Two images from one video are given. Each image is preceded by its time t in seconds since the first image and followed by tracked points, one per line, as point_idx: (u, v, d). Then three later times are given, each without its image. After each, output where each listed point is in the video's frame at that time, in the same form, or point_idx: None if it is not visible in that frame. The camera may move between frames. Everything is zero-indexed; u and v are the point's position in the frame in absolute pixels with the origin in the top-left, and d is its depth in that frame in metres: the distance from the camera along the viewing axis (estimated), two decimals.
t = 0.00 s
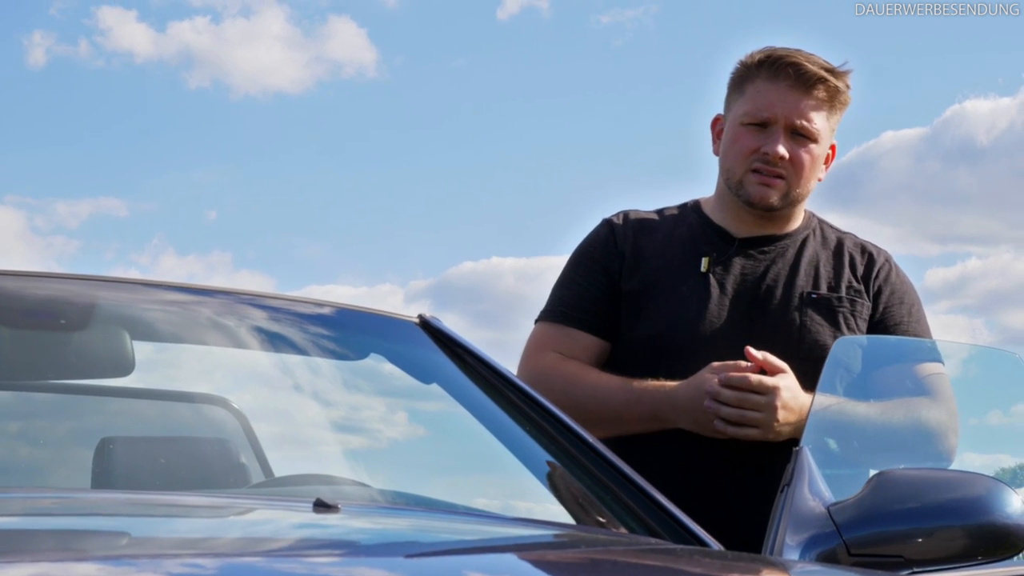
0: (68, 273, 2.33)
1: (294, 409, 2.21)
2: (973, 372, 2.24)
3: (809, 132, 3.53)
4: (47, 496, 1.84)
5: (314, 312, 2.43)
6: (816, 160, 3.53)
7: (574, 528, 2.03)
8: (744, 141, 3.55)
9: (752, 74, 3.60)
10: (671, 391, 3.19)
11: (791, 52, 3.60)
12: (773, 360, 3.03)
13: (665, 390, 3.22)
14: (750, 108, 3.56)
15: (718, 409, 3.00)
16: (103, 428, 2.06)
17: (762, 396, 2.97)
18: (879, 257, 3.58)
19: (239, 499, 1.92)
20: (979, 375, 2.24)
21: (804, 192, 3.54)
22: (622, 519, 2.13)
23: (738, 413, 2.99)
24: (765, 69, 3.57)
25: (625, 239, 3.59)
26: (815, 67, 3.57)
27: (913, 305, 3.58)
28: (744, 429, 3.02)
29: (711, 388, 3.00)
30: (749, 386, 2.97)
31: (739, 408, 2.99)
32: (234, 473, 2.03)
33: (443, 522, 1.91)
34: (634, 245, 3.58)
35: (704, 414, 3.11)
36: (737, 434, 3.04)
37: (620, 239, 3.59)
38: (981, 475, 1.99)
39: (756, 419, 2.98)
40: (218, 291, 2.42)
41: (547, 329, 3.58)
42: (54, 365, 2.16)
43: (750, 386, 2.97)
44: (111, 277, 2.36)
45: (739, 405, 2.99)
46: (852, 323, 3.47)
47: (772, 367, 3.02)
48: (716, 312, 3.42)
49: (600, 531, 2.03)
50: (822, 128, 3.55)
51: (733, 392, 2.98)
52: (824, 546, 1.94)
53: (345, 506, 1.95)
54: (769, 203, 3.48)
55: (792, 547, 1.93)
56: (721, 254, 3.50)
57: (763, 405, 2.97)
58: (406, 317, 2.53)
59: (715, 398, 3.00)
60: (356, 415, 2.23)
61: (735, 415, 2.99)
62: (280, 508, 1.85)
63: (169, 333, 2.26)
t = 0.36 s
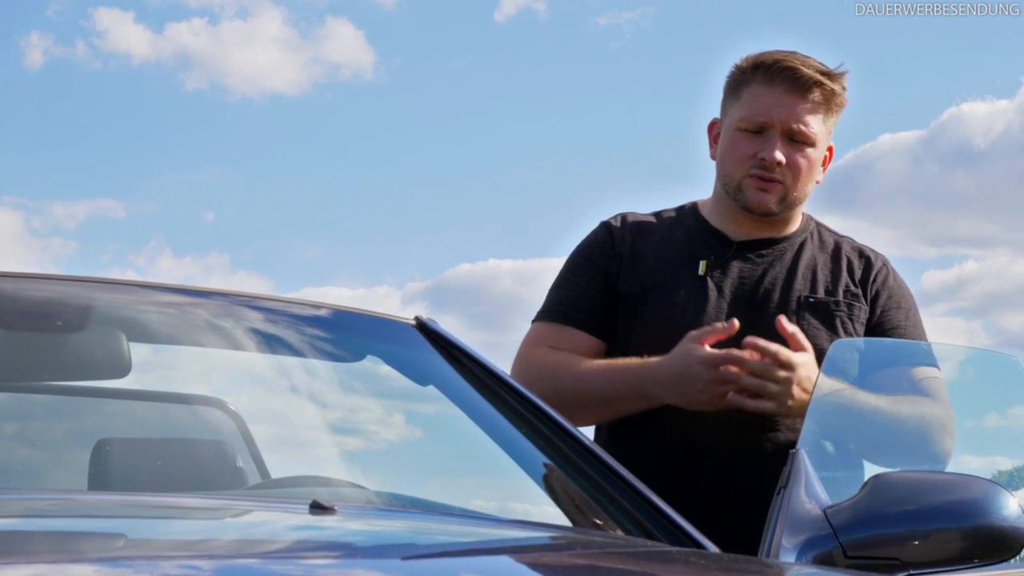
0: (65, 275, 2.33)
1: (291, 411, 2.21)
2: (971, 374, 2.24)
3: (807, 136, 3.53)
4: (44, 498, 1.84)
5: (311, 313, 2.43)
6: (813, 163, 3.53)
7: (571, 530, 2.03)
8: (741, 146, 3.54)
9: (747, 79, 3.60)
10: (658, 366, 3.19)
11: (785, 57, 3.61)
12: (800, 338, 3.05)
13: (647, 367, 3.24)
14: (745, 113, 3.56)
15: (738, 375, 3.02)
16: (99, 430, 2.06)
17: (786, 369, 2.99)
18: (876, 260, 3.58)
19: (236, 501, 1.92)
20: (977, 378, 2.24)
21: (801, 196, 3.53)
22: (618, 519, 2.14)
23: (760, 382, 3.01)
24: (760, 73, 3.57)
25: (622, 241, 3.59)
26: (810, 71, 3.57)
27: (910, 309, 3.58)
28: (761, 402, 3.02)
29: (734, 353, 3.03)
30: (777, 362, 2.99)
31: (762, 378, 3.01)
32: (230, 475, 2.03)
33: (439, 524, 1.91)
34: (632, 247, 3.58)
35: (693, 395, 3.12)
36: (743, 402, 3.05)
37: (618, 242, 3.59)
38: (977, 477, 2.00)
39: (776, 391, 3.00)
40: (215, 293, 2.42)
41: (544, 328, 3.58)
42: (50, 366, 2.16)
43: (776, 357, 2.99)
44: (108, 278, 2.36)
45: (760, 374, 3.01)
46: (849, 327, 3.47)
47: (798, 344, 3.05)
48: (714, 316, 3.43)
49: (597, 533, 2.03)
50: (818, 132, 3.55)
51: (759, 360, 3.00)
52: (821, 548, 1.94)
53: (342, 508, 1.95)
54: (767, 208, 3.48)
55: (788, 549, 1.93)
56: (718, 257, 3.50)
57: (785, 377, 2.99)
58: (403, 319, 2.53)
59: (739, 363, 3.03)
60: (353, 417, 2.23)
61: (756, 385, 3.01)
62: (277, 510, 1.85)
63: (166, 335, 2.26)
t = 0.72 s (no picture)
0: (64, 274, 2.33)
1: (291, 410, 2.21)
2: (971, 375, 2.25)
3: (800, 126, 3.53)
4: (44, 497, 1.84)
5: (311, 313, 2.43)
6: (808, 154, 3.53)
7: (571, 529, 2.03)
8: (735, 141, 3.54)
9: (737, 74, 3.60)
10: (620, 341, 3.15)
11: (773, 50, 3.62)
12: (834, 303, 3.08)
13: (610, 346, 3.21)
14: (738, 108, 3.56)
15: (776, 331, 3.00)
16: (99, 429, 2.06)
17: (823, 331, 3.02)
18: (873, 255, 3.58)
19: (236, 500, 1.92)
20: (977, 378, 2.24)
21: (798, 188, 3.54)
22: (616, 518, 2.14)
23: (797, 338, 3.00)
24: (749, 67, 3.58)
25: (619, 240, 3.58)
26: (799, 62, 3.58)
27: (908, 301, 3.57)
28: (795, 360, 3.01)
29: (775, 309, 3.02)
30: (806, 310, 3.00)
31: (799, 335, 3.00)
32: (230, 474, 2.03)
33: (439, 523, 1.91)
34: (629, 245, 3.57)
35: (652, 362, 3.06)
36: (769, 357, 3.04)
37: (615, 241, 3.59)
38: (977, 476, 2.00)
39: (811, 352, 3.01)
40: (215, 292, 2.42)
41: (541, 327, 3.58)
42: (49, 365, 2.16)
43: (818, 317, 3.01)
44: (108, 277, 2.36)
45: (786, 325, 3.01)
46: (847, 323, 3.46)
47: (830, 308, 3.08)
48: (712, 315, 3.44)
49: (596, 533, 2.03)
50: (811, 122, 3.55)
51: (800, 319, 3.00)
52: (821, 547, 1.94)
53: (342, 507, 1.95)
54: (764, 202, 3.48)
55: (788, 548, 1.93)
56: (714, 256, 3.50)
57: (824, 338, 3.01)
58: (403, 318, 2.53)
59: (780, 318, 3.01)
60: (353, 416, 2.23)
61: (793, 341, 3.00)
62: (277, 509, 1.85)
63: (166, 334, 2.26)
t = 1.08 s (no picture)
0: (63, 277, 2.33)
1: (291, 413, 2.21)
2: (971, 377, 2.24)
3: (795, 133, 3.53)
4: (44, 500, 1.84)
5: (310, 316, 2.43)
6: (803, 160, 3.54)
7: (570, 533, 2.03)
8: (731, 150, 3.55)
9: (730, 81, 3.60)
10: (651, 389, 3.19)
11: (765, 54, 3.61)
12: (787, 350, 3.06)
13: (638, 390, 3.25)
14: (733, 116, 3.56)
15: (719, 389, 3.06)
16: (99, 432, 2.06)
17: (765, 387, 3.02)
18: (872, 257, 3.57)
19: (235, 503, 1.92)
20: (977, 380, 2.24)
21: (795, 194, 3.54)
22: (615, 520, 2.14)
23: (736, 397, 3.04)
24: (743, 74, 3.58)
25: (615, 246, 3.59)
26: (792, 66, 3.58)
27: (907, 305, 3.57)
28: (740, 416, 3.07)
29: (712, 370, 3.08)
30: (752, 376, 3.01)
31: (737, 394, 3.04)
32: (230, 477, 2.03)
33: (438, 527, 1.91)
34: (625, 251, 3.58)
35: (685, 418, 3.15)
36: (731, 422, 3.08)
37: (610, 248, 3.60)
38: (978, 479, 2.00)
39: (755, 408, 3.03)
40: (214, 295, 2.42)
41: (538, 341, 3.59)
42: (49, 367, 2.16)
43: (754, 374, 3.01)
44: (107, 280, 2.36)
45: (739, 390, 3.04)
46: (845, 327, 3.46)
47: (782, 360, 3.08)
48: (708, 316, 3.43)
49: (596, 535, 2.03)
50: (805, 127, 3.56)
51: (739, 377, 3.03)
52: (820, 550, 1.94)
53: (341, 510, 1.95)
54: (762, 211, 3.48)
55: (788, 551, 1.93)
56: (711, 258, 3.50)
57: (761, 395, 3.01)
58: (402, 321, 2.53)
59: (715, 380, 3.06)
60: (352, 418, 2.23)
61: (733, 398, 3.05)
62: (276, 513, 1.84)
63: (165, 338, 2.27)
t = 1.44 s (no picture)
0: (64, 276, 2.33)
1: (292, 411, 2.21)
2: (973, 375, 2.24)
3: (794, 126, 3.52)
4: (46, 498, 1.84)
5: (312, 314, 2.43)
6: (804, 154, 3.53)
7: (571, 530, 2.03)
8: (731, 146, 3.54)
9: (728, 78, 3.60)
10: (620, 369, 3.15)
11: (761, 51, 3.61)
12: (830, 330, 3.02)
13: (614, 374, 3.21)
14: (731, 113, 3.56)
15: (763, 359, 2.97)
16: (100, 431, 2.06)
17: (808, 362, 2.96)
18: (875, 255, 3.57)
19: (236, 501, 1.92)
20: (979, 378, 2.24)
21: (796, 188, 3.53)
22: (616, 516, 2.14)
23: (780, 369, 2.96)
24: (739, 71, 3.58)
25: (617, 243, 3.59)
26: (788, 62, 3.58)
27: (911, 303, 3.57)
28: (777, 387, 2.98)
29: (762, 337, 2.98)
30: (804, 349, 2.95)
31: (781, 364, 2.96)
32: (232, 475, 2.04)
33: (440, 525, 1.91)
34: (627, 248, 3.58)
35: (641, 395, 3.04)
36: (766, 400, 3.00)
37: (612, 244, 3.60)
38: (980, 477, 1.99)
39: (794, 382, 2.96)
40: (216, 293, 2.42)
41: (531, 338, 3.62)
42: (51, 366, 2.16)
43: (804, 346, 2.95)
44: (109, 279, 2.36)
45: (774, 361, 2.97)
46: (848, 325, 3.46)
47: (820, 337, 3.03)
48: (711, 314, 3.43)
49: (598, 533, 2.03)
50: (804, 121, 3.55)
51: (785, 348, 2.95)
52: (822, 548, 1.94)
53: (342, 508, 1.95)
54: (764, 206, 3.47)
55: (788, 549, 1.93)
56: (712, 257, 3.50)
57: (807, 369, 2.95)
58: (404, 320, 2.53)
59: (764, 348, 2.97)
60: (354, 417, 2.23)
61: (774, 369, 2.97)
62: (278, 511, 1.85)
63: (167, 336, 2.27)
